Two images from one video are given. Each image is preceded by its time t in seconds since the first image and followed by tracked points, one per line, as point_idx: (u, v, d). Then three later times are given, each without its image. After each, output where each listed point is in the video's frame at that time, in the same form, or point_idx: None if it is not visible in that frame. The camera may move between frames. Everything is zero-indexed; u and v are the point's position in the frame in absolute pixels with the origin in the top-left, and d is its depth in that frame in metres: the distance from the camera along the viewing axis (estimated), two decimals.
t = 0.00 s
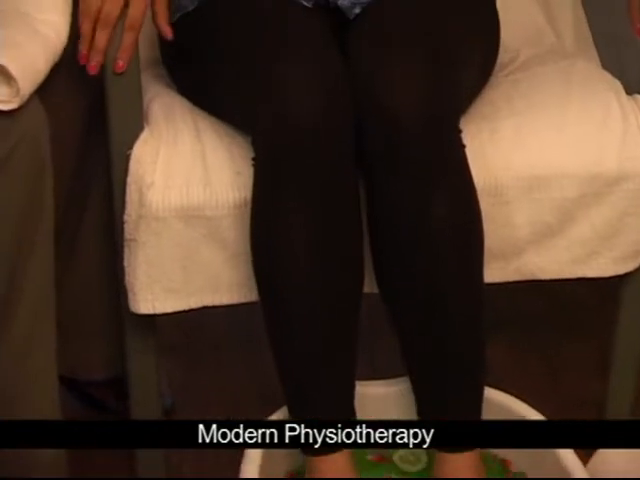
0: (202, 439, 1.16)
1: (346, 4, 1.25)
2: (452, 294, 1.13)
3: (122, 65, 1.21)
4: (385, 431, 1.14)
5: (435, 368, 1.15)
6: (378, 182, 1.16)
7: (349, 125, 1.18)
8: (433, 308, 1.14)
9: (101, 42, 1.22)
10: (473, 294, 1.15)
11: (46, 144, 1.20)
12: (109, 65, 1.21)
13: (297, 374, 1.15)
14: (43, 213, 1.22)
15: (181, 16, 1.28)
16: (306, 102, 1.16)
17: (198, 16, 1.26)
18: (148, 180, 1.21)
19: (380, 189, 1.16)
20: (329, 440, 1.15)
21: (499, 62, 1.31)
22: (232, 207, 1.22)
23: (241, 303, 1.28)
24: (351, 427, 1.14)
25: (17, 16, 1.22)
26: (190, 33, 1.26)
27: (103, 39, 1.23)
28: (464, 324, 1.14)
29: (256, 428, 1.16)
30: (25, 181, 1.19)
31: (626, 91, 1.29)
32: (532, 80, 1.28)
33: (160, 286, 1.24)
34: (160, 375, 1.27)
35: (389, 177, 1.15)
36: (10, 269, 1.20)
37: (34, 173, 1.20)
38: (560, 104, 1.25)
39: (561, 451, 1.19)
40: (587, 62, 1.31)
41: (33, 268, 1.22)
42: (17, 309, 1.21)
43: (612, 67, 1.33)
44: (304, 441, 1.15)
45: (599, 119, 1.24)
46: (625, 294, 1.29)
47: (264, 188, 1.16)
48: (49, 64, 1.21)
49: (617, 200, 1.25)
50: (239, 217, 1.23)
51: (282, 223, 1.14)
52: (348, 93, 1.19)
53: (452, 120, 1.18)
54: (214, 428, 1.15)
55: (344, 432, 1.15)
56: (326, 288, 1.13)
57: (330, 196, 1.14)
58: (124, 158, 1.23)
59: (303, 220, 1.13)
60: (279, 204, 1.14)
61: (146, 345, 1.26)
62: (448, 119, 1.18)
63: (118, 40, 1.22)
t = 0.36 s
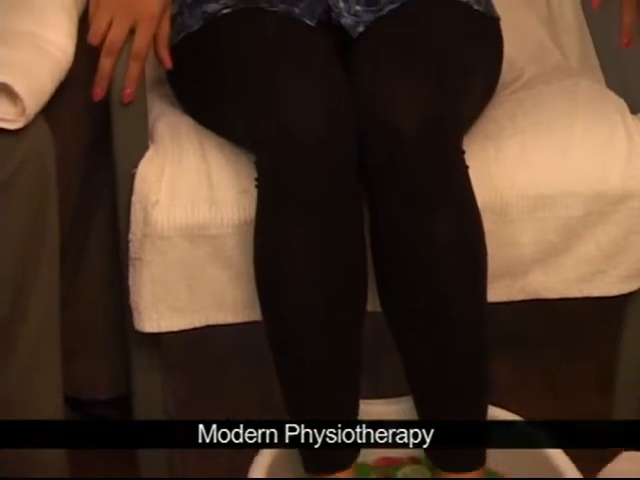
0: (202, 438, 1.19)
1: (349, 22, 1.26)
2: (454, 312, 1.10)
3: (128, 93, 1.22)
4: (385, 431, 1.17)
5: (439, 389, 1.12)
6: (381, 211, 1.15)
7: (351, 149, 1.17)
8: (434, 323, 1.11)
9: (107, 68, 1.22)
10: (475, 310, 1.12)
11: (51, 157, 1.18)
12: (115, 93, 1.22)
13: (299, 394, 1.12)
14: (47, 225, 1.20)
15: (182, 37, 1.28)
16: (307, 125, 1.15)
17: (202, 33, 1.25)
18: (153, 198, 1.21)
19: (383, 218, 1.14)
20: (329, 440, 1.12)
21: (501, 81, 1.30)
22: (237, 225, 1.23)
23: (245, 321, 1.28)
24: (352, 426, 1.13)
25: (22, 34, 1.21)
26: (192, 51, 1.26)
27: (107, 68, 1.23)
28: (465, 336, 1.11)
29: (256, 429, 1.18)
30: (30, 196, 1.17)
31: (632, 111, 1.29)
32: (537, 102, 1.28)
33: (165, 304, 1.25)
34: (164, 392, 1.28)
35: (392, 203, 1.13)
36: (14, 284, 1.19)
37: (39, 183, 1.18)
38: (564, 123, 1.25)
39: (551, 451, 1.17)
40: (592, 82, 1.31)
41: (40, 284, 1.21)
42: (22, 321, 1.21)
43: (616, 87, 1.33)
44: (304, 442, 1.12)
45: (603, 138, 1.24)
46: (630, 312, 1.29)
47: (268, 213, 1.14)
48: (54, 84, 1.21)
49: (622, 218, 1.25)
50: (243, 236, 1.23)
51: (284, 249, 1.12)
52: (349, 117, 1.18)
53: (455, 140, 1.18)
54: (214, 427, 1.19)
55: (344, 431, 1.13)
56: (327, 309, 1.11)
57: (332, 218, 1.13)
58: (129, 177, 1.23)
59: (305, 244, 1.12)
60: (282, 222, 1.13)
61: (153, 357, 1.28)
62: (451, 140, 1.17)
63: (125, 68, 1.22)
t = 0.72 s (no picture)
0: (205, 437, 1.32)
1: (352, 34, 1.23)
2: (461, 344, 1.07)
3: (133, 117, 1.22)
4: (385, 431, 1.20)
5: (445, 418, 1.08)
6: (398, 243, 1.10)
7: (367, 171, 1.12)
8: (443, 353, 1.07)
9: (111, 91, 1.23)
10: (483, 344, 1.08)
11: (57, 185, 1.18)
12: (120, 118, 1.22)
13: (300, 401, 1.08)
14: (52, 252, 1.19)
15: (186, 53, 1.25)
16: (316, 140, 1.10)
17: (207, 50, 1.22)
18: (158, 217, 1.21)
19: (399, 251, 1.10)
20: (329, 440, 1.06)
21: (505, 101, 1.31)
22: (242, 246, 1.22)
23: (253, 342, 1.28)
24: (353, 426, 1.07)
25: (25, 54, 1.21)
26: (202, 65, 1.22)
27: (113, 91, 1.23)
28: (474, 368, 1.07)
29: (256, 430, 1.30)
30: (36, 222, 1.17)
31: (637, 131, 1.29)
32: (542, 121, 1.28)
33: (169, 324, 1.25)
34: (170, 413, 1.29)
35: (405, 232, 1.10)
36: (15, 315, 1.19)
37: (47, 207, 1.18)
38: (568, 143, 1.25)
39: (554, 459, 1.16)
40: (596, 101, 1.31)
41: (45, 303, 1.21)
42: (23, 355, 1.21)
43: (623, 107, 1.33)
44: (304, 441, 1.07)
45: (609, 156, 1.24)
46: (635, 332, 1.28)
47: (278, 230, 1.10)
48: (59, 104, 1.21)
49: (627, 239, 1.24)
50: (250, 255, 1.23)
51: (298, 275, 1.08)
52: (363, 133, 1.14)
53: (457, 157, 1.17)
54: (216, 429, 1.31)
55: (344, 431, 1.07)
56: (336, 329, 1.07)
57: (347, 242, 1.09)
58: (134, 196, 1.24)
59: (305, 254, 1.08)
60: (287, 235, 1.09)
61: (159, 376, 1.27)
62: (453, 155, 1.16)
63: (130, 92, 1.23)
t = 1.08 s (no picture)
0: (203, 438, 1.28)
1: (352, 60, 1.22)
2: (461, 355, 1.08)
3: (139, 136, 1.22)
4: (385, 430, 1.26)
5: (447, 425, 1.09)
6: (397, 261, 1.10)
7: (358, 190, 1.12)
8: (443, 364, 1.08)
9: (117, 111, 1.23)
10: (483, 352, 1.09)
11: (62, 202, 1.19)
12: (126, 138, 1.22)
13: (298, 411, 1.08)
14: (57, 265, 1.22)
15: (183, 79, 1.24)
16: (314, 163, 1.10)
17: (207, 76, 1.21)
18: (163, 237, 1.22)
19: (397, 269, 1.10)
20: (330, 440, 1.08)
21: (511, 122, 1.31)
22: (246, 265, 1.23)
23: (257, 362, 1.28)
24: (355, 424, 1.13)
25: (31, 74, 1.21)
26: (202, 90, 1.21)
27: (119, 110, 1.23)
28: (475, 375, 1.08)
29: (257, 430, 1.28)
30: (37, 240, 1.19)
31: None
32: (547, 143, 1.27)
33: (173, 342, 1.25)
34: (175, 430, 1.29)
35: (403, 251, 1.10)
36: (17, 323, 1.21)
37: (52, 223, 1.19)
38: (573, 166, 1.25)
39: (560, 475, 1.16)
40: (601, 120, 1.31)
41: (53, 316, 1.23)
42: (29, 362, 1.23)
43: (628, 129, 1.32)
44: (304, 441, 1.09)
45: (612, 178, 1.24)
46: None
47: (271, 259, 1.09)
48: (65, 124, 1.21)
49: (632, 259, 1.23)
50: (253, 274, 1.23)
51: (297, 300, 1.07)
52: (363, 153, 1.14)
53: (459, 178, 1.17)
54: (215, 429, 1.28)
55: (344, 431, 1.08)
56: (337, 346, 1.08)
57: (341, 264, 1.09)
58: (140, 216, 1.24)
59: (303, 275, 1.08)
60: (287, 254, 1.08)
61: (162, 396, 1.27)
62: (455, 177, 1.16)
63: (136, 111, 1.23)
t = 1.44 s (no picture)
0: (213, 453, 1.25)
1: (372, 78, 1.23)
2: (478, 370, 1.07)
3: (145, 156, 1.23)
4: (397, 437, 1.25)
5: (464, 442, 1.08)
6: (416, 276, 1.09)
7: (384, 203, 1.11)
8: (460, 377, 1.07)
9: (123, 131, 1.23)
10: (503, 370, 1.08)
11: (69, 226, 1.19)
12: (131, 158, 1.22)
13: (312, 431, 1.07)
14: (62, 300, 1.21)
15: (198, 97, 1.25)
16: (334, 179, 1.09)
17: (223, 93, 1.22)
18: (168, 258, 1.20)
19: (416, 284, 1.09)
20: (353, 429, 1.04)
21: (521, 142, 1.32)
22: (253, 285, 1.21)
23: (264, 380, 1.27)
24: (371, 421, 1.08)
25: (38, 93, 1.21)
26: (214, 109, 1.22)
27: (124, 131, 1.24)
28: (492, 389, 1.08)
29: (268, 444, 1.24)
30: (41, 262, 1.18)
31: None
32: (555, 165, 1.28)
33: (178, 363, 1.24)
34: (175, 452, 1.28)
35: (422, 265, 1.09)
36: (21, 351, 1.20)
37: (58, 249, 1.19)
38: (578, 189, 1.25)
39: None
40: (604, 144, 1.32)
41: (54, 344, 1.21)
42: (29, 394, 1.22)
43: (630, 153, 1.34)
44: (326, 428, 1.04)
45: (617, 199, 1.24)
46: None
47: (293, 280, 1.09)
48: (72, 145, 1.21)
49: (636, 280, 1.24)
50: (259, 296, 1.22)
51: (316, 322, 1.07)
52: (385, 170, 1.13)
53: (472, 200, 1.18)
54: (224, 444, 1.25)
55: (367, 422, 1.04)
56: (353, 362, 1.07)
57: (360, 281, 1.08)
58: (145, 235, 1.22)
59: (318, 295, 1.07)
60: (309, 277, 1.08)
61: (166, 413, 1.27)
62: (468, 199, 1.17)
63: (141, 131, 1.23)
